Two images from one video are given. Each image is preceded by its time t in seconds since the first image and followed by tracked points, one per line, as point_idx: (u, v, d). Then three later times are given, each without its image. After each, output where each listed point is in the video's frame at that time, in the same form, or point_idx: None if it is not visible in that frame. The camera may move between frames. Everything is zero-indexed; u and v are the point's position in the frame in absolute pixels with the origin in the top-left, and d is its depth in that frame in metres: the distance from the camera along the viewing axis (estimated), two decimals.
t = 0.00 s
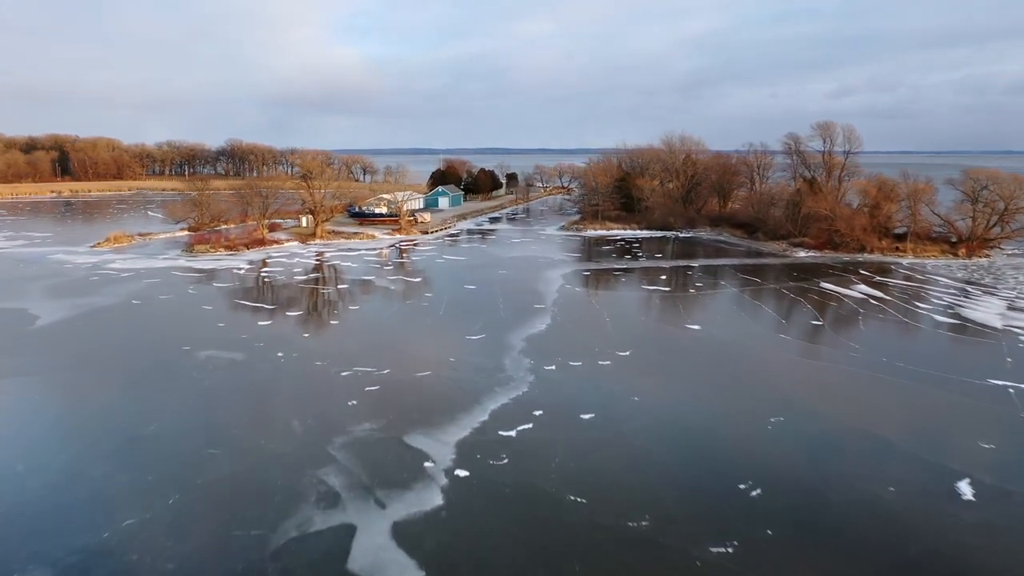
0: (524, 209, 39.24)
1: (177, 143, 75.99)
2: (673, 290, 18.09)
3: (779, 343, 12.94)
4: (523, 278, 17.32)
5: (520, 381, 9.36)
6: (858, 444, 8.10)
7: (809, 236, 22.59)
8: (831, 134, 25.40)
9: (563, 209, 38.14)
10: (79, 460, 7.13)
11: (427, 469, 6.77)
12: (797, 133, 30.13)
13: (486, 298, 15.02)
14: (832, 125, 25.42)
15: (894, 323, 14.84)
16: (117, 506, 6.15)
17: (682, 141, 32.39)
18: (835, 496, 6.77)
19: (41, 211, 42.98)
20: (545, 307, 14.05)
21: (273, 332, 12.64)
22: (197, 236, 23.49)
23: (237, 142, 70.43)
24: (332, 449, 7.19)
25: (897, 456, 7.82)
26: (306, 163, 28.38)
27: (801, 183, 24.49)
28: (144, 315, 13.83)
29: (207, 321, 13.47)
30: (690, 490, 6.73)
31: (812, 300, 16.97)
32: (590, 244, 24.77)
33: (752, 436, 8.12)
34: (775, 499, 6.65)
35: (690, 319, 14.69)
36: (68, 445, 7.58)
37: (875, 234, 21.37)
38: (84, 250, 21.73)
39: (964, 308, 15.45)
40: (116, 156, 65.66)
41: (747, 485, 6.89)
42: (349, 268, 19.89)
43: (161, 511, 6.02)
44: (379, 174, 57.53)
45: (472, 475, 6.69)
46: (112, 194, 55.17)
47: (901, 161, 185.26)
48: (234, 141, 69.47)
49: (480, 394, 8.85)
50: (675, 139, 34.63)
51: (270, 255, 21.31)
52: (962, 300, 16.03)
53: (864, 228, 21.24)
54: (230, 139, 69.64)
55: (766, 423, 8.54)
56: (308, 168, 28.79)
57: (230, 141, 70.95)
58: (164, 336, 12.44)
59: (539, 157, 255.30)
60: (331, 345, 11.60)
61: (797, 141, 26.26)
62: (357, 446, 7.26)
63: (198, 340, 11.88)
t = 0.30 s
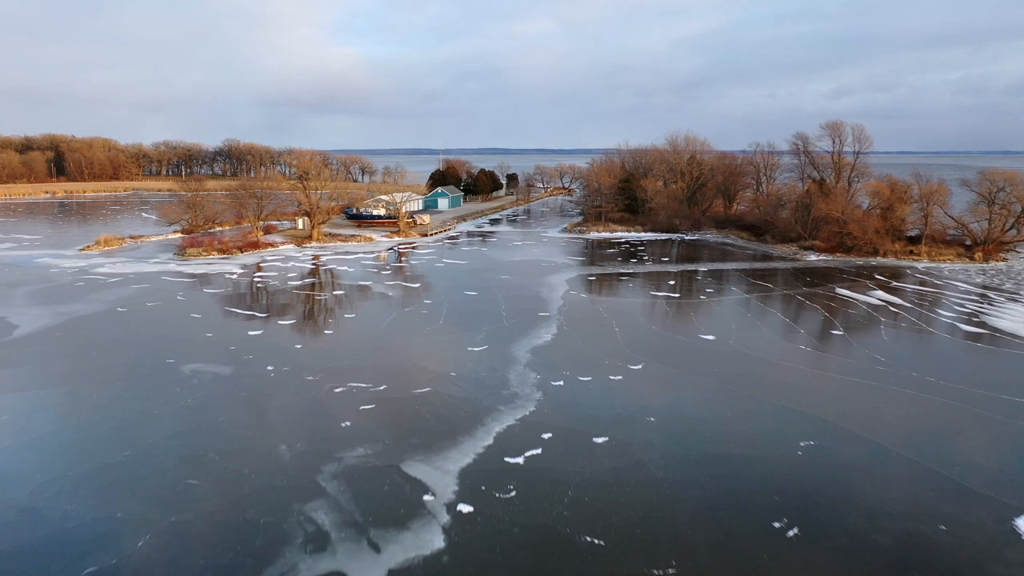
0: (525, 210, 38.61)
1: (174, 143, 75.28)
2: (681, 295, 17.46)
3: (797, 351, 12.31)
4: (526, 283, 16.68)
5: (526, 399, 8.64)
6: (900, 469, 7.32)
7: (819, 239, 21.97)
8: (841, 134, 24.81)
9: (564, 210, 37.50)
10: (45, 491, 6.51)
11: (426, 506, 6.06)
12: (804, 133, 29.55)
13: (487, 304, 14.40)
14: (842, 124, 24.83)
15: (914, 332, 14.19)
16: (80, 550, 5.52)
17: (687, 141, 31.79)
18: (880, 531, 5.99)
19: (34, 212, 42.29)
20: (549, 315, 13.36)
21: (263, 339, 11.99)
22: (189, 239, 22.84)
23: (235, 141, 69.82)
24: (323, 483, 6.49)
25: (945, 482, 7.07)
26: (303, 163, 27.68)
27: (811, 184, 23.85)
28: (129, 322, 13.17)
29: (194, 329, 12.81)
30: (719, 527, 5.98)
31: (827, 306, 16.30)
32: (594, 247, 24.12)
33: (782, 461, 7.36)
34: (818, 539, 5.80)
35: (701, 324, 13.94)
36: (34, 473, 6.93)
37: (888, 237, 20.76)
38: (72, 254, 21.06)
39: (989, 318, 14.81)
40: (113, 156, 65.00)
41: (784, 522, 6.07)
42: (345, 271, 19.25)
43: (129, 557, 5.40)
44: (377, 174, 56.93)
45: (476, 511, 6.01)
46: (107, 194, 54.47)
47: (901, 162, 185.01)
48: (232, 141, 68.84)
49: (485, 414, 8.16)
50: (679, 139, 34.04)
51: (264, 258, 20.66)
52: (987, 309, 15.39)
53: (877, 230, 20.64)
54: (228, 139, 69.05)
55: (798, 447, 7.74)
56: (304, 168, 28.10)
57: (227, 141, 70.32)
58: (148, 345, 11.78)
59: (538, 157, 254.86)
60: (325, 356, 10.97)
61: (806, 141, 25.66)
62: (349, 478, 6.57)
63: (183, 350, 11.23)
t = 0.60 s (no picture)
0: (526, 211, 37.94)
1: (170, 143, 74.54)
2: (690, 300, 16.82)
3: (819, 361, 11.64)
4: (529, 289, 16.06)
5: (533, 422, 7.99)
6: (945, 500, 6.68)
7: (830, 242, 21.34)
8: (850, 135, 24.21)
9: (566, 212, 36.85)
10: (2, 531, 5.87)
11: (427, 548, 5.46)
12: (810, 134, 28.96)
13: (489, 313, 13.75)
14: (851, 125, 24.23)
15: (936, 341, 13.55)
16: None
17: (692, 142, 31.17)
18: None
19: (26, 213, 41.54)
20: (554, 325, 12.68)
21: (252, 351, 11.32)
22: (182, 242, 22.15)
23: (232, 141, 69.16)
24: (312, 519, 5.88)
25: (995, 516, 6.43)
26: (298, 164, 26.96)
27: (820, 185, 23.21)
28: (114, 332, 12.53)
29: (181, 339, 12.16)
30: (735, 551, 5.62)
31: (843, 313, 15.66)
32: (597, 250, 23.47)
33: (814, 493, 6.72)
34: None
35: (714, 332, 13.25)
36: None
37: (901, 240, 20.14)
38: (59, 258, 20.38)
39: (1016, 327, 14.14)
40: (108, 156, 64.20)
41: (826, 571, 5.41)
42: (341, 276, 18.60)
43: None
44: (376, 175, 56.25)
45: (481, 557, 5.37)
46: (101, 195, 53.72)
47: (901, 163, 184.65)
48: (229, 141, 68.13)
49: (488, 440, 7.50)
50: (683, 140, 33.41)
51: (257, 263, 20.00)
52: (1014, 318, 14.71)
53: (890, 234, 20.02)
54: (225, 139, 68.39)
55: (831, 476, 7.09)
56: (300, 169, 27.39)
57: (224, 141, 69.60)
58: (130, 357, 11.12)
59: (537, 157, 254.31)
60: (318, 369, 10.31)
61: (814, 142, 25.06)
62: (340, 517, 5.91)
63: (167, 364, 10.58)
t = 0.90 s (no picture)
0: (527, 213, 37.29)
1: (168, 144, 73.94)
2: (700, 306, 16.19)
3: (842, 367, 10.97)
4: (533, 297, 15.43)
5: (541, 449, 7.36)
6: (1002, 535, 6.05)
7: (842, 247, 20.72)
8: (860, 135, 23.58)
9: (568, 214, 36.20)
10: None
11: None
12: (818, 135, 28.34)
13: (491, 323, 13.12)
14: (862, 125, 23.60)
15: (962, 348, 12.95)
16: None
17: (697, 142, 30.54)
18: None
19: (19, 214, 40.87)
20: (561, 337, 12.06)
21: (241, 366, 10.68)
22: (174, 246, 21.51)
23: (229, 142, 68.54)
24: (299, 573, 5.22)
25: None
26: (294, 166, 26.29)
27: (830, 188, 22.61)
28: (96, 344, 11.89)
29: (167, 351, 11.53)
30: None
31: (860, 320, 15.02)
32: (601, 254, 22.86)
33: (851, 526, 6.14)
34: None
35: (729, 338, 12.58)
36: None
37: (916, 245, 19.53)
38: (47, 263, 19.75)
39: None
40: (104, 157, 63.54)
41: None
42: (338, 282, 17.96)
43: None
44: (375, 177, 55.60)
45: None
46: (96, 196, 53.05)
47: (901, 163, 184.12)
48: (226, 141, 67.49)
49: (492, 471, 6.87)
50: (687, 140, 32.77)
51: (251, 268, 19.36)
52: None
53: (905, 238, 19.41)
54: (222, 140, 67.77)
55: (871, 507, 6.50)
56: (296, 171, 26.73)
57: (222, 142, 68.97)
58: (112, 371, 10.49)
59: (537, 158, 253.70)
60: (310, 387, 9.67)
61: (823, 143, 24.45)
62: (330, 566, 5.30)
63: (150, 381, 9.94)
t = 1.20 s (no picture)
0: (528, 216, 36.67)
1: (164, 145, 73.27)
2: (709, 315, 15.55)
3: (867, 381, 10.32)
4: (536, 307, 14.80)
5: (551, 484, 6.72)
6: None
7: (854, 252, 20.09)
8: (871, 137, 22.94)
9: (570, 216, 35.55)
10: None
11: None
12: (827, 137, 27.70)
13: (492, 335, 12.49)
14: (873, 127, 22.97)
15: (990, 360, 12.28)
16: None
17: (702, 144, 29.91)
18: None
19: (12, 216, 40.24)
20: (568, 352, 11.39)
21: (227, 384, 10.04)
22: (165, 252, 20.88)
23: (226, 142, 67.92)
24: None
25: None
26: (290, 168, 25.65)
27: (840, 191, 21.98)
28: (75, 360, 11.23)
29: (149, 367, 10.87)
30: None
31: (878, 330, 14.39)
32: (605, 260, 22.21)
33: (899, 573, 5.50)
34: None
35: (745, 350, 11.92)
36: None
37: (931, 250, 18.90)
38: (34, 269, 19.10)
39: None
40: (100, 158, 62.86)
41: None
42: (333, 290, 17.31)
43: None
44: (373, 178, 54.97)
45: None
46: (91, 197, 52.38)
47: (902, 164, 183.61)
48: (223, 142, 66.86)
49: (499, 511, 6.25)
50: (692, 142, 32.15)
51: (244, 275, 18.72)
52: None
53: (919, 244, 18.78)
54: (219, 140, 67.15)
55: (917, 549, 5.87)
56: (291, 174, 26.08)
57: (218, 143, 68.32)
58: (90, 391, 9.85)
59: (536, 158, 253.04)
60: (300, 409, 9.01)
61: (833, 145, 23.83)
62: None
63: (130, 402, 9.31)
